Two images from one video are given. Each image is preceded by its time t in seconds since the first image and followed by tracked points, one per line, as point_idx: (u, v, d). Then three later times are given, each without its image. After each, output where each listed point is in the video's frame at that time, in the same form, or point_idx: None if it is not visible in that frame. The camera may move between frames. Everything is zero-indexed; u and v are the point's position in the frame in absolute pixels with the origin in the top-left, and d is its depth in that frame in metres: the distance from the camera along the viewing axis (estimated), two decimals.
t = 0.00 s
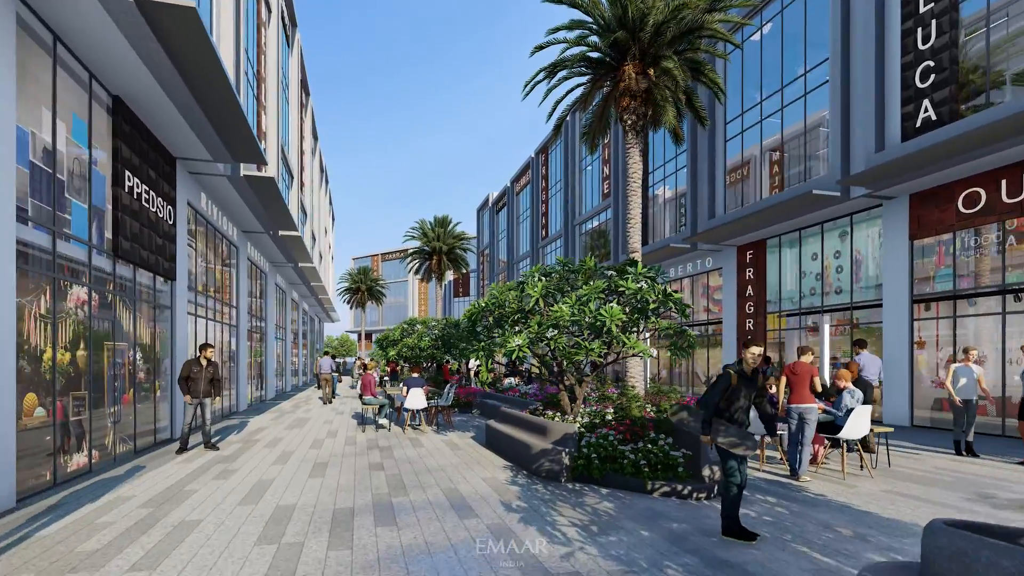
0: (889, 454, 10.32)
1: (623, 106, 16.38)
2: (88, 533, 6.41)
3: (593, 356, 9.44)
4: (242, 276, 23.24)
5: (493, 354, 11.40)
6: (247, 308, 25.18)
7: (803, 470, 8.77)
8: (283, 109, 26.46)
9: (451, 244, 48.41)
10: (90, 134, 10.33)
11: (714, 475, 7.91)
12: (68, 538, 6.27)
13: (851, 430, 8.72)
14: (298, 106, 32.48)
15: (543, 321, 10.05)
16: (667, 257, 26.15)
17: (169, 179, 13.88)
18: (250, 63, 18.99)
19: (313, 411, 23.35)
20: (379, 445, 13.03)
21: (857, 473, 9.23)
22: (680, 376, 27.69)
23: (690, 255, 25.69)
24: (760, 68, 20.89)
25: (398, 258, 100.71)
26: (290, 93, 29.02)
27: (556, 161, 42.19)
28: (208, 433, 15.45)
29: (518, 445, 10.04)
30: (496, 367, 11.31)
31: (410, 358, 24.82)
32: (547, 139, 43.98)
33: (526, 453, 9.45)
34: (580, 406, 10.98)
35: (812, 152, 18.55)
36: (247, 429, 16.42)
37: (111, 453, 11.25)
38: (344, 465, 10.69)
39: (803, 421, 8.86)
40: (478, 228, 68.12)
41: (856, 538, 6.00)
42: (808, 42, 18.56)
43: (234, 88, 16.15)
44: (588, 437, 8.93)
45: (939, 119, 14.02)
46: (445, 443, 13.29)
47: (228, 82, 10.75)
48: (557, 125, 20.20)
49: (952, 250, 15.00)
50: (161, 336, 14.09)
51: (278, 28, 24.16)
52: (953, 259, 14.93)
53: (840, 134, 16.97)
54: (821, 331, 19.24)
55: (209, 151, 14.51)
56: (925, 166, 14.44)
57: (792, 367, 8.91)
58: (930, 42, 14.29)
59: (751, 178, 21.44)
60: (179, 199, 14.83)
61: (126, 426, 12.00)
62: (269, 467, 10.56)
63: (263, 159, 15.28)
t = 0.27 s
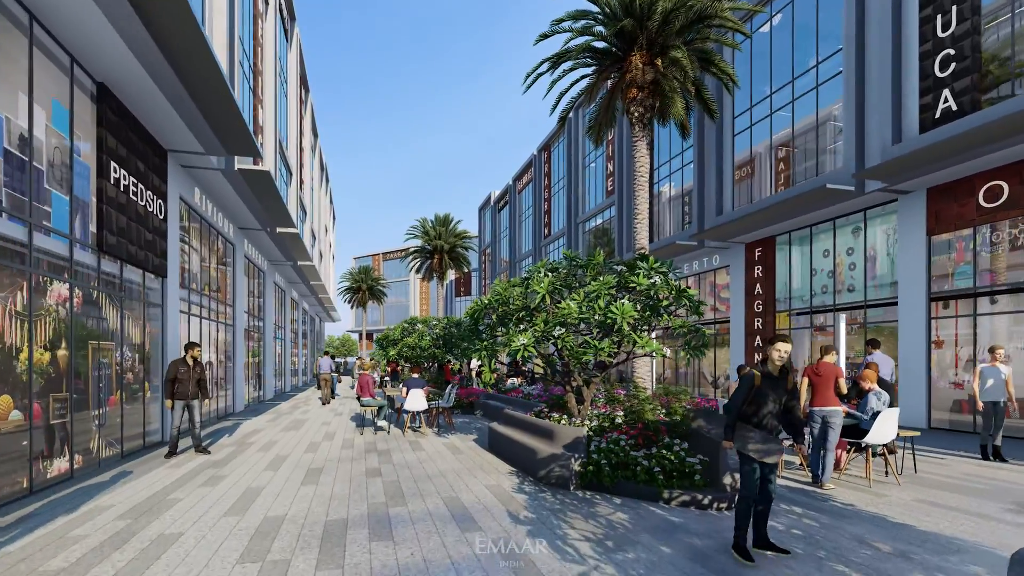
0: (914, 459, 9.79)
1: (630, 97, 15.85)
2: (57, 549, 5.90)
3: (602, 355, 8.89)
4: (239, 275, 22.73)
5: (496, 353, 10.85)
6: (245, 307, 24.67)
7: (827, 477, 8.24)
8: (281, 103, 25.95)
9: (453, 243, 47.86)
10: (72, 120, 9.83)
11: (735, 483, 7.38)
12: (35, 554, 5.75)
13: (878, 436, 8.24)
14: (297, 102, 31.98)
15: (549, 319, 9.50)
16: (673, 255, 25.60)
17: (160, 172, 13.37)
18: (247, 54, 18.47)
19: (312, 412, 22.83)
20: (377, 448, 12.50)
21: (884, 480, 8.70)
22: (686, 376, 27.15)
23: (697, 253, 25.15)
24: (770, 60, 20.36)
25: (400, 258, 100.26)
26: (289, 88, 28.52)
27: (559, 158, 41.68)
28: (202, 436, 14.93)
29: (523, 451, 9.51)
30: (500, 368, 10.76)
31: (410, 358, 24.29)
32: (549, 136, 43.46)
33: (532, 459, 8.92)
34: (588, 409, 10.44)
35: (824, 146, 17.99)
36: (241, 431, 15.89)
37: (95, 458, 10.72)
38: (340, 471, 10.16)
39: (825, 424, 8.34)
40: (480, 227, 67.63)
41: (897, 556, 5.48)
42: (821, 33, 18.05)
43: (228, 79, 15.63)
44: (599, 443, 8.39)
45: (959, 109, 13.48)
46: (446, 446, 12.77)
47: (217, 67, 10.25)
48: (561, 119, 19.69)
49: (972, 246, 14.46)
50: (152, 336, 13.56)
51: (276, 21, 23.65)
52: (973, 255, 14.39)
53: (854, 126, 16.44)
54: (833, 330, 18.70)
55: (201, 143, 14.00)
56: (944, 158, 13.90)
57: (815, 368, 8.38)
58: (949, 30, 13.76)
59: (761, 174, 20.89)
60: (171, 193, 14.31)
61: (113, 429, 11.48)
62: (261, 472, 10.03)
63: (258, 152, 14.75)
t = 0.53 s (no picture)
0: (942, 464, 9.26)
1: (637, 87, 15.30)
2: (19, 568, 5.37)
3: (613, 354, 8.32)
4: (235, 272, 22.20)
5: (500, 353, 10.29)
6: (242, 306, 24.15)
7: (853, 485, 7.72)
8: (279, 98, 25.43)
9: (455, 242, 47.30)
10: (51, 106, 9.30)
11: (759, 492, 6.86)
12: None
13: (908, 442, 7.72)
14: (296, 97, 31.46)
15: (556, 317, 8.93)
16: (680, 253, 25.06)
17: (150, 164, 12.85)
18: (242, 46, 17.94)
19: (310, 413, 22.32)
20: (375, 452, 11.97)
21: (913, 487, 8.18)
22: (692, 376, 26.60)
23: (704, 250, 24.61)
24: (780, 52, 19.82)
25: (401, 257, 99.77)
26: (287, 83, 27.98)
27: (562, 156, 41.13)
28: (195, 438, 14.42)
29: (529, 456, 8.98)
30: (503, 369, 10.22)
31: (411, 358, 23.75)
32: (552, 133, 42.91)
33: (539, 465, 8.39)
34: (596, 411, 9.89)
35: (838, 139, 17.44)
36: (235, 434, 15.38)
37: (78, 463, 10.20)
38: (335, 477, 9.64)
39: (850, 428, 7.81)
40: (481, 225, 67.11)
41: None
42: (834, 23, 17.50)
43: (221, 69, 15.11)
44: (610, 449, 7.87)
45: (981, 99, 12.95)
46: (447, 450, 12.24)
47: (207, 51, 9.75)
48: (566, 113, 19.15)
49: (994, 241, 13.94)
50: (142, 335, 13.04)
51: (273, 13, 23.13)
52: (995, 251, 13.86)
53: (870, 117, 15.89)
54: (846, 329, 18.17)
55: (193, 135, 13.48)
56: (965, 151, 13.36)
57: (841, 369, 7.84)
58: (971, 17, 13.23)
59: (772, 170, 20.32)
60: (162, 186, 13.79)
61: (98, 432, 10.96)
62: (252, 478, 9.51)
63: (252, 144, 14.22)
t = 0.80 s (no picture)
0: (974, 471, 8.72)
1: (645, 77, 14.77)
2: None
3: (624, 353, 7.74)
4: (232, 270, 21.68)
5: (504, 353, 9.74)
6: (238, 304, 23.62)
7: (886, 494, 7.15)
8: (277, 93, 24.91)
9: (456, 240, 46.75)
10: (27, 91, 8.77)
11: (788, 504, 6.29)
12: None
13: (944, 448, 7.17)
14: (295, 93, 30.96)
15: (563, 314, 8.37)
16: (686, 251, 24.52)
17: (137, 156, 12.32)
18: (238, 36, 17.42)
19: (308, 414, 21.79)
20: (372, 456, 11.44)
21: (946, 496, 7.65)
22: (698, 376, 26.06)
23: (711, 248, 24.06)
24: (791, 43, 19.28)
25: (402, 256, 99.28)
26: (286, 78, 27.47)
27: (564, 153, 40.62)
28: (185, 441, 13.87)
29: (536, 463, 8.43)
30: (507, 369, 9.67)
31: (411, 358, 23.21)
32: (554, 130, 42.41)
33: (546, 472, 7.86)
34: (607, 415, 9.34)
35: (852, 132, 16.89)
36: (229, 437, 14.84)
37: (59, 468, 9.67)
38: (329, 483, 9.11)
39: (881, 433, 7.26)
40: (483, 224, 66.60)
41: None
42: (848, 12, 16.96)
43: (214, 58, 14.58)
44: (626, 455, 7.32)
45: (1005, 88, 12.40)
46: (448, 454, 11.69)
47: (194, 34, 9.24)
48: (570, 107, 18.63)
49: (1018, 236, 13.39)
50: (130, 334, 12.51)
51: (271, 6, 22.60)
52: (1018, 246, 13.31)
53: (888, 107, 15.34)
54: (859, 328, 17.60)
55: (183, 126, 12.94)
56: (987, 142, 12.81)
57: (870, 369, 7.31)
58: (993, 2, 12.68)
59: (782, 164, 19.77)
60: (151, 179, 13.24)
61: (82, 436, 10.44)
62: (240, 485, 8.97)
63: (246, 136, 13.68)
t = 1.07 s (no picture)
0: (1010, 478, 8.19)
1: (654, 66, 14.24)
2: None
3: (636, 353, 7.22)
4: (227, 268, 21.16)
5: (508, 353, 9.22)
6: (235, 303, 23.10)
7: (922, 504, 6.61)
8: (275, 87, 24.42)
9: (457, 239, 46.23)
10: None
11: (822, 518, 5.75)
12: None
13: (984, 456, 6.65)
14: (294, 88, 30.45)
15: (571, 312, 7.85)
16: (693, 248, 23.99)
17: (124, 147, 11.79)
18: (232, 27, 16.90)
19: (306, 415, 21.28)
20: (369, 461, 10.91)
21: (985, 507, 7.12)
22: (704, 377, 25.52)
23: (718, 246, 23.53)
24: (802, 34, 18.74)
25: (403, 255, 98.78)
26: (284, 72, 26.97)
27: (567, 150, 40.09)
28: (176, 445, 13.36)
29: (543, 470, 7.91)
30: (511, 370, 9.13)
31: (411, 358, 22.69)
32: (557, 128, 41.87)
33: (554, 480, 7.33)
34: (617, 418, 8.82)
35: (867, 125, 16.35)
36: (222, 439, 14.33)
37: (37, 475, 9.14)
38: (322, 491, 8.58)
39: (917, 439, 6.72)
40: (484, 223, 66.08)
41: None
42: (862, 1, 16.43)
43: (206, 47, 14.07)
44: (642, 463, 6.79)
45: None
46: (449, 459, 11.17)
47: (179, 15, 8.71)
48: (575, 100, 18.09)
49: None
50: (117, 332, 11.99)
51: None
52: None
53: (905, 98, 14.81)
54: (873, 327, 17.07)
55: (173, 117, 12.42)
56: (1011, 133, 12.27)
57: (906, 370, 6.79)
58: None
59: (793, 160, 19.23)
60: (140, 172, 12.72)
61: (63, 440, 9.91)
62: (228, 493, 8.44)
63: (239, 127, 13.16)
